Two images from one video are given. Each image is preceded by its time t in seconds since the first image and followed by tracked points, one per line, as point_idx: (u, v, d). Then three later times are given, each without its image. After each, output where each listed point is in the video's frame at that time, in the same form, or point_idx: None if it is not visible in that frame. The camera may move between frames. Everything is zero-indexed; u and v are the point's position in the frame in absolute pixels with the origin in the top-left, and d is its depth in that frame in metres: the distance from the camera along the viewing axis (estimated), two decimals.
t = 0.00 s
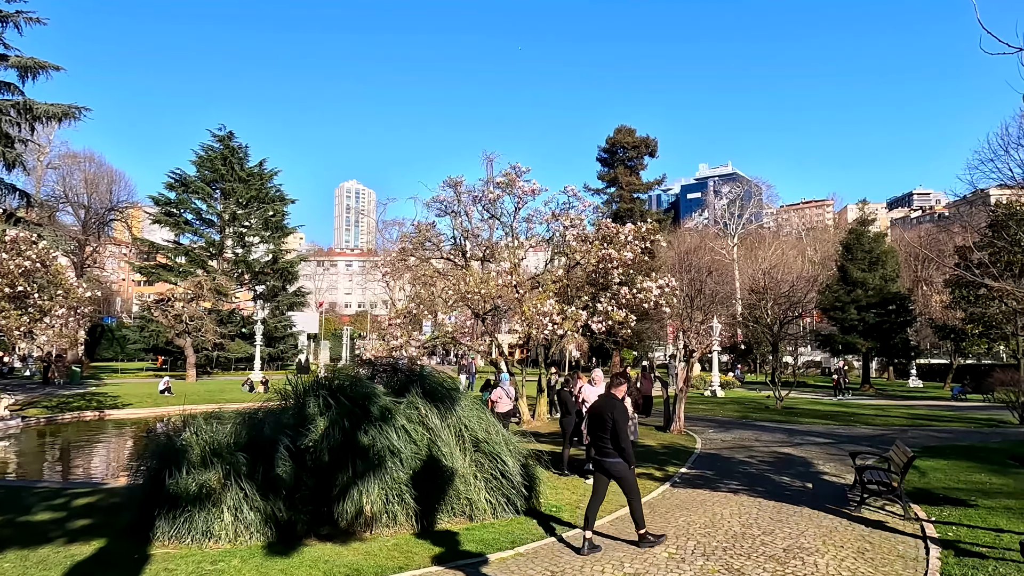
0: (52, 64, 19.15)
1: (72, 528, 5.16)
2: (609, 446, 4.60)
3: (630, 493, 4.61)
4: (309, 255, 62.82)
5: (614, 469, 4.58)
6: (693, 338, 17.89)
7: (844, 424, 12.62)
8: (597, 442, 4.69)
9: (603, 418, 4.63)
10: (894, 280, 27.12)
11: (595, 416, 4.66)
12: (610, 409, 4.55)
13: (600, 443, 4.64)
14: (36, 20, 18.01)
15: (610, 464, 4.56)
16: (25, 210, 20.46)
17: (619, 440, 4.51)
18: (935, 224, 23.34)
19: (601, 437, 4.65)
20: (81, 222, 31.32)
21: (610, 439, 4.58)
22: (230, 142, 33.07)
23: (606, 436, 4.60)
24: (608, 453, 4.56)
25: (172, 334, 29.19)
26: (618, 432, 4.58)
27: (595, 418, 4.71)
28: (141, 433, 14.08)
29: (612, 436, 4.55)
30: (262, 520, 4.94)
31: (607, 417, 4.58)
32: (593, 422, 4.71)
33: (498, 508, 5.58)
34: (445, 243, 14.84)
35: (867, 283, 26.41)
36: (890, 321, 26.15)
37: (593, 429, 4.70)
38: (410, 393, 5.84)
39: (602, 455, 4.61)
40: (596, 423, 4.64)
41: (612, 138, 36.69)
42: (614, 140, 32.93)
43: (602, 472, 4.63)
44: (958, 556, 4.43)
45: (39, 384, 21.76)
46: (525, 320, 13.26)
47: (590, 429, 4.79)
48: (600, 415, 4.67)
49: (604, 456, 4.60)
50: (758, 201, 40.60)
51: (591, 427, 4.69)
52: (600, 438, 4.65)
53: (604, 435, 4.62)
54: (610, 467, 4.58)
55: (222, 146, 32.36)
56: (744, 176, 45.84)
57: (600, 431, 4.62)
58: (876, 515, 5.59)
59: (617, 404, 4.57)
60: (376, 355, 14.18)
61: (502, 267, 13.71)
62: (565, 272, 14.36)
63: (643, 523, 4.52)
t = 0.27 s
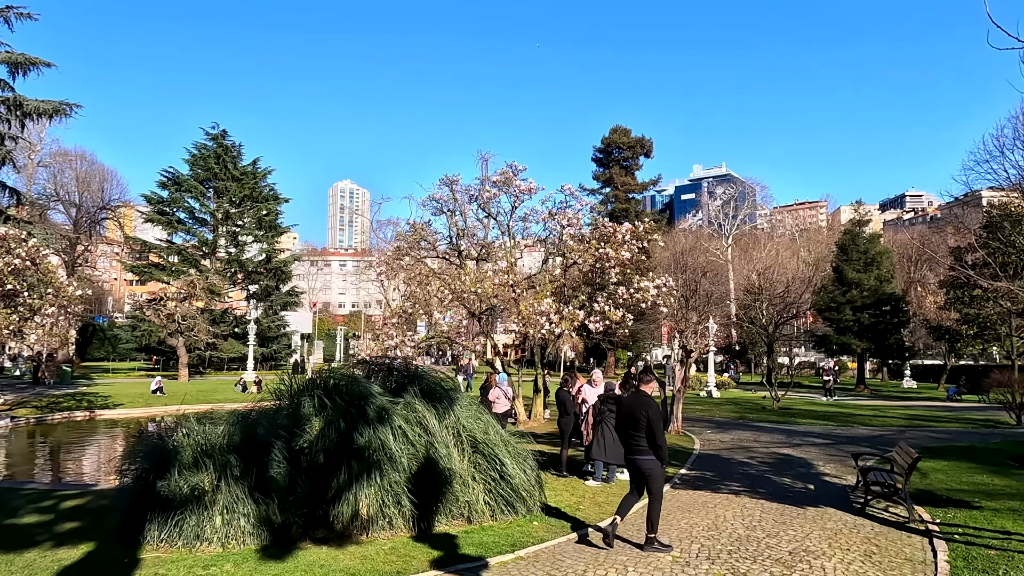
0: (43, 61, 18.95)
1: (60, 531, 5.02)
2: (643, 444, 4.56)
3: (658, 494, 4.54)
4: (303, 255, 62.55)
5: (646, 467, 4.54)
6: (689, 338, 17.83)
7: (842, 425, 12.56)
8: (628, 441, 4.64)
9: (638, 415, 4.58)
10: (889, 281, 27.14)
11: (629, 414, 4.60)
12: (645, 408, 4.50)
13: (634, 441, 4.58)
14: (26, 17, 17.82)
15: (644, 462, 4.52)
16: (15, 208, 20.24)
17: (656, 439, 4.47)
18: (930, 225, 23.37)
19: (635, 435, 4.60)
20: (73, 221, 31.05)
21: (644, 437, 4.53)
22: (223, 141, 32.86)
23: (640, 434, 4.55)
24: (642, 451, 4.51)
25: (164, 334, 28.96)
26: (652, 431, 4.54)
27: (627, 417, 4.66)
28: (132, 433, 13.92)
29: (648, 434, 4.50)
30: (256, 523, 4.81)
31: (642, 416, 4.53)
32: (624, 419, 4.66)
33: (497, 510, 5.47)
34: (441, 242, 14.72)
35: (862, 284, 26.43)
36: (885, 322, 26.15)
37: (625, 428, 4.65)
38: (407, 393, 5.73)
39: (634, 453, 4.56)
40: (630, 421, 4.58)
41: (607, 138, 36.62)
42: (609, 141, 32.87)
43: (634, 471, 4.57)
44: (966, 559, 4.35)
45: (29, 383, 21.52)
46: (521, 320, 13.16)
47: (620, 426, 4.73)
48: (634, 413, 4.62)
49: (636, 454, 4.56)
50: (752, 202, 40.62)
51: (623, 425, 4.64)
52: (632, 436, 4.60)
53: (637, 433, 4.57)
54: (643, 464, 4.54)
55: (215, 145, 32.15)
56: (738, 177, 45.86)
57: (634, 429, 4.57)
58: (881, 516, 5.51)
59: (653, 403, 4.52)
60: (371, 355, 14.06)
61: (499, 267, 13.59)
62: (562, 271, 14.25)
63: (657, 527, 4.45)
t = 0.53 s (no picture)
0: (36, 57, 18.75)
1: (54, 532, 4.91)
2: (675, 441, 4.50)
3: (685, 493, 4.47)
4: (297, 254, 62.31)
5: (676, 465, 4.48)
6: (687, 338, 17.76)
7: (843, 425, 12.51)
8: (660, 440, 4.58)
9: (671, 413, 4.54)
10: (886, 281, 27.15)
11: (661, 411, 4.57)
12: (678, 404, 4.47)
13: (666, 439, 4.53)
14: (19, 13, 17.63)
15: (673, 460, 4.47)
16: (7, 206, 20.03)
17: (687, 436, 4.41)
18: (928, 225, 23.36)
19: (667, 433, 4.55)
20: (66, 220, 30.81)
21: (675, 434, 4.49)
22: (218, 139, 32.65)
23: (673, 432, 4.50)
24: (672, 448, 4.47)
25: (158, 333, 28.75)
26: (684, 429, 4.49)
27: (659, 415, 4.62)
28: (126, 433, 13.78)
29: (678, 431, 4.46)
30: (255, 524, 4.71)
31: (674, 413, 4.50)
32: (657, 417, 4.63)
33: (501, 510, 5.39)
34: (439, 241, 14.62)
35: (859, 284, 26.43)
36: (882, 322, 26.15)
37: (657, 426, 4.60)
38: (409, 392, 5.63)
39: (665, 450, 4.51)
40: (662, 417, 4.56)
41: (604, 138, 36.58)
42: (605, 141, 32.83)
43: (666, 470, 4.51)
44: (980, 559, 4.28)
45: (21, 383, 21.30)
46: (520, 319, 13.06)
47: (652, 424, 4.70)
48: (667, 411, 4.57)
49: (667, 451, 4.51)
50: (748, 203, 40.65)
51: (655, 422, 4.60)
52: (665, 433, 4.56)
53: (669, 431, 4.53)
54: (673, 463, 4.48)
55: (209, 144, 31.95)
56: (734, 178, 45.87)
57: (667, 427, 4.52)
58: (889, 516, 5.44)
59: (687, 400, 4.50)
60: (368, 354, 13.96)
61: (498, 266, 13.50)
62: (561, 270, 14.15)
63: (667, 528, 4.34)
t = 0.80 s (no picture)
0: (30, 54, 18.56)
1: (50, 531, 4.80)
2: (710, 437, 4.45)
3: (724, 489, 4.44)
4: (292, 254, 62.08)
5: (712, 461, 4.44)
6: (686, 337, 17.70)
7: (843, 424, 12.47)
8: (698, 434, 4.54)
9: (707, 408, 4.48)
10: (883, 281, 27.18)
11: (696, 405, 4.54)
12: (711, 398, 4.43)
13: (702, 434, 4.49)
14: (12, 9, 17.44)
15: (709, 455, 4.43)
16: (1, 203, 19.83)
17: (720, 430, 4.35)
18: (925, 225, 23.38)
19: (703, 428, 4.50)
20: (60, 219, 30.58)
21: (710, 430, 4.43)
22: (213, 138, 32.47)
23: (707, 426, 4.45)
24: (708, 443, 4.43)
25: (153, 333, 28.55)
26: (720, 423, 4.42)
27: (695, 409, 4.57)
28: (121, 433, 13.63)
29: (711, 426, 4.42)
30: (257, 522, 4.61)
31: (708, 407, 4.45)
32: (694, 412, 4.58)
33: (506, 508, 5.30)
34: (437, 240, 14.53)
35: (856, 284, 26.44)
36: (879, 322, 26.18)
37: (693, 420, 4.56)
38: (413, 388, 5.54)
39: (702, 445, 4.49)
40: (696, 411, 4.52)
41: (601, 138, 36.56)
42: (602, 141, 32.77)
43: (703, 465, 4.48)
44: (994, 557, 4.22)
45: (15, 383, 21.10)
46: (520, 317, 12.98)
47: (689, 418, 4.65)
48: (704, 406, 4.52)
49: (704, 446, 4.48)
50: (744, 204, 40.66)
51: (692, 417, 4.56)
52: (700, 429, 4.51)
53: (704, 425, 4.48)
54: (709, 458, 4.46)
55: (204, 143, 31.76)
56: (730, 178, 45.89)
57: (701, 421, 4.48)
58: (899, 513, 5.38)
59: (719, 393, 4.42)
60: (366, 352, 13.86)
61: (497, 264, 13.40)
62: (561, 268, 14.07)
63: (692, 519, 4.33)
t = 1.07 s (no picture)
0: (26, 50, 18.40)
1: (47, 531, 4.70)
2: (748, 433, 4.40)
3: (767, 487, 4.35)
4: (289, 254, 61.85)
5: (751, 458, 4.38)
6: (687, 337, 17.62)
7: (846, 424, 12.40)
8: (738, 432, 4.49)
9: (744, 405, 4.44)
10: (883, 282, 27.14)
11: (732, 401, 4.52)
12: (745, 394, 4.39)
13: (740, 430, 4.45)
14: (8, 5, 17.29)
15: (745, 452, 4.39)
16: None
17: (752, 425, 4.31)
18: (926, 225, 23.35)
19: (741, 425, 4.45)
20: (55, 217, 30.39)
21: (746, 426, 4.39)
22: (211, 137, 32.31)
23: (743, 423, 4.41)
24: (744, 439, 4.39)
25: (149, 332, 28.36)
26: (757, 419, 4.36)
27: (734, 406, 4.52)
28: (117, 432, 13.50)
29: (744, 420, 4.38)
30: (259, 522, 4.51)
31: (741, 402, 4.42)
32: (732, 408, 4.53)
33: (512, 508, 5.21)
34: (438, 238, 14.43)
35: (855, 284, 26.39)
36: (879, 322, 26.14)
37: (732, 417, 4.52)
38: (418, 386, 5.45)
39: (738, 441, 4.45)
40: (732, 407, 4.51)
41: (599, 138, 36.46)
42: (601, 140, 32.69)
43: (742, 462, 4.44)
44: (1012, 558, 4.14)
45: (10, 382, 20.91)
46: (521, 316, 12.88)
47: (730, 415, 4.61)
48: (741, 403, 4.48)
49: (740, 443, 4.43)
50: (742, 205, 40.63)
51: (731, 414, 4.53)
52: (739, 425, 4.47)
53: (740, 421, 4.43)
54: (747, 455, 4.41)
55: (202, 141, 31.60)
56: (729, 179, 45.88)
57: (737, 417, 4.44)
58: (910, 514, 5.31)
59: (750, 387, 4.39)
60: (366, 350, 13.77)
61: (498, 262, 13.31)
62: (562, 267, 13.98)
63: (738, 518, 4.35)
